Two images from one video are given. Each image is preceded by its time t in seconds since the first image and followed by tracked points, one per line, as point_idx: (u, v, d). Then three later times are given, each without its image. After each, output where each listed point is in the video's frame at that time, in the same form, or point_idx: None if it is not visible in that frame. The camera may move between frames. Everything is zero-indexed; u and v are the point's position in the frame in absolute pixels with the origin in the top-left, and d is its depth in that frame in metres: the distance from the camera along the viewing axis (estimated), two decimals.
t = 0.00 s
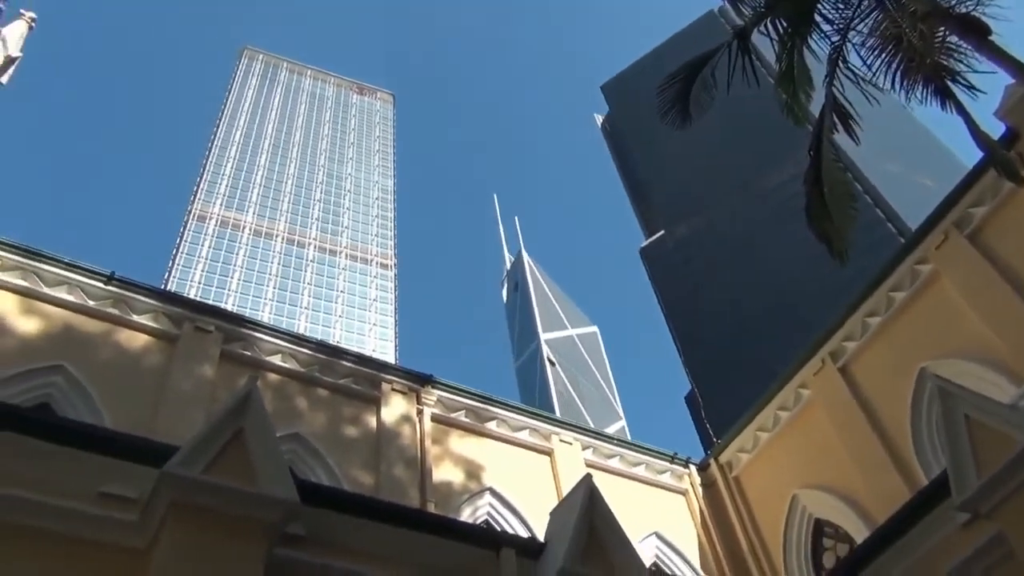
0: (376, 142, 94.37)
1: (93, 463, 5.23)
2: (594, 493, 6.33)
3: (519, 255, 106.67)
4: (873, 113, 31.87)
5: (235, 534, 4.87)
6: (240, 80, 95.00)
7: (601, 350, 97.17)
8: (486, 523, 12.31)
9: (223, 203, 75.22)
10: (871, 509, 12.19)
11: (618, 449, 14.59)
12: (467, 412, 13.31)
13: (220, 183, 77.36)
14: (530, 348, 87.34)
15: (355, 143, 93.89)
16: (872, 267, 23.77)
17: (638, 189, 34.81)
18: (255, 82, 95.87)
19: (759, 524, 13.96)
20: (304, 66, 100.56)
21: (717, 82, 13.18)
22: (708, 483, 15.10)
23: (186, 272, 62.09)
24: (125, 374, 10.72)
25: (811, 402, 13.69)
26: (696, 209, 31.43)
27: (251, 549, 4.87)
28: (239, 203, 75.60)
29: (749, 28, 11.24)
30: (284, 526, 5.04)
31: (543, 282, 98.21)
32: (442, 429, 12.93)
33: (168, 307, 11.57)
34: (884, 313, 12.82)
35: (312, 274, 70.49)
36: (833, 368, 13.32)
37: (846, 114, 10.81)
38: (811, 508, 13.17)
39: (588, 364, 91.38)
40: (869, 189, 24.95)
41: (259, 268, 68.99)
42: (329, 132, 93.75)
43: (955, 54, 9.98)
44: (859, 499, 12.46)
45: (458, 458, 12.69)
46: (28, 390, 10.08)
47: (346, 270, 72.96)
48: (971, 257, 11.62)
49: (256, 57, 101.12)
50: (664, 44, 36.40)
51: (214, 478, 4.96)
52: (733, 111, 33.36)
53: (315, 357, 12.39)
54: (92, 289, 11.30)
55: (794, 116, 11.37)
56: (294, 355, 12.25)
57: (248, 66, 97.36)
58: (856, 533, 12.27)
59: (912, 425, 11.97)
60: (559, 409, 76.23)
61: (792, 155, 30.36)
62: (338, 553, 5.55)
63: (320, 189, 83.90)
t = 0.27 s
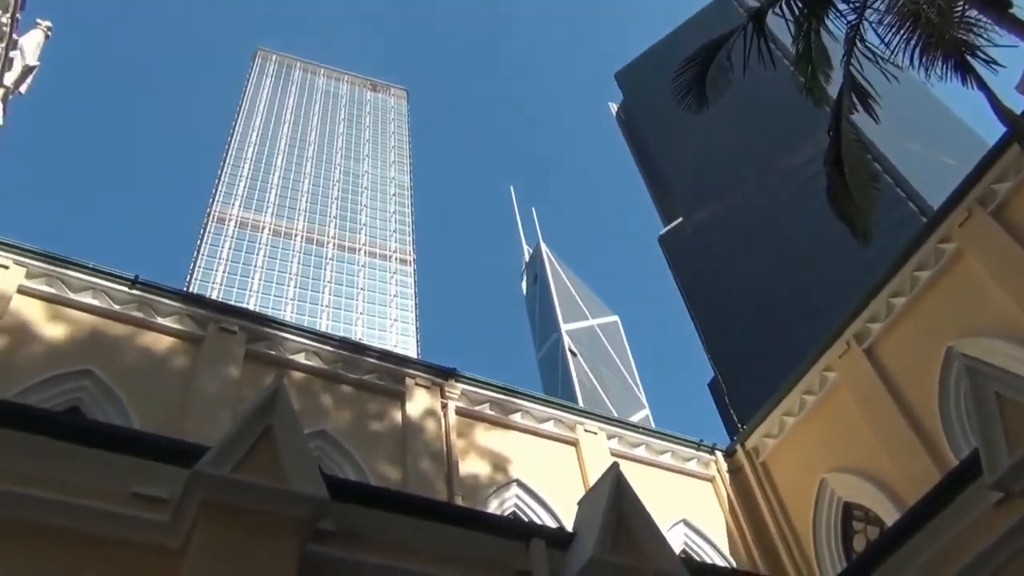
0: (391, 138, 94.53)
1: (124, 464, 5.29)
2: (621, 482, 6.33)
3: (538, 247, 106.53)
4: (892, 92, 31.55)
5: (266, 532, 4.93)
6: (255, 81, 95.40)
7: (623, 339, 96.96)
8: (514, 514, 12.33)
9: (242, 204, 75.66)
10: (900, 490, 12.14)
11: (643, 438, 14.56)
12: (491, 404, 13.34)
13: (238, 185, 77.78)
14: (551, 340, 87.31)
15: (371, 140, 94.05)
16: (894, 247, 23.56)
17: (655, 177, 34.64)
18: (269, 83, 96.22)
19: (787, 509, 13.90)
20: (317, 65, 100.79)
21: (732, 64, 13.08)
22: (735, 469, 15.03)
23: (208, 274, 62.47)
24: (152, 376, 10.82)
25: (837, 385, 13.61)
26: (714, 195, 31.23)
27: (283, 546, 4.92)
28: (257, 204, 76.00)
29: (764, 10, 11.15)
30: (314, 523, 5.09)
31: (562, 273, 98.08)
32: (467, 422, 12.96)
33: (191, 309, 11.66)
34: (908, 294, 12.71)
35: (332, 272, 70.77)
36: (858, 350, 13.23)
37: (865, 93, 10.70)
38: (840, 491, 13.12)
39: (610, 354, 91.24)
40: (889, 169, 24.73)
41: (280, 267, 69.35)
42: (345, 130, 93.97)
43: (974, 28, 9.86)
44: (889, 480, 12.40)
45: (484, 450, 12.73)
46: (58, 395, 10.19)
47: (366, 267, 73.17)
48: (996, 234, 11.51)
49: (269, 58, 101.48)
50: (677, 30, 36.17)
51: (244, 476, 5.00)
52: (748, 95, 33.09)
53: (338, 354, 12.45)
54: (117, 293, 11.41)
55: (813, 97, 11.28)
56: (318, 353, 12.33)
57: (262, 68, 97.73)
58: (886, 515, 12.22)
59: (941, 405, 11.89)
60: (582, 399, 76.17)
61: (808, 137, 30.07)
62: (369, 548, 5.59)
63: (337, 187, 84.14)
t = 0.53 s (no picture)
0: (406, 134, 94.61)
1: (154, 463, 5.35)
2: (648, 470, 6.32)
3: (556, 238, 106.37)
4: (910, 70, 31.23)
5: (296, 529, 5.01)
6: (269, 81, 95.79)
7: (643, 328, 96.75)
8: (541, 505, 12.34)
9: (260, 204, 76.05)
10: (928, 471, 12.06)
11: (668, 426, 14.53)
12: (514, 396, 13.37)
13: (255, 185, 78.18)
14: (572, 330, 87.22)
15: (386, 136, 94.21)
16: (915, 227, 23.35)
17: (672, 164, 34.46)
18: (283, 83, 96.54)
19: (815, 494, 13.82)
20: (330, 63, 101.06)
21: (747, 47, 12.98)
22: (761, 454, 14.97)
23: (229, 274, 62.87)
24: (179, 377, 10.92)
25: (862, 367, 13.52)
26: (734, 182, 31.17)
27: (314, 542, 5.00)
28: (275, 204, 76.39)
29: None
30: (342, 518, 5.15)
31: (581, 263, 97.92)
32: (491, 415, 12.99)
33: (214, 309, 11.74)
34: (932, 274, 12.59)
35: (351, 269, 71.01)
36: (883, 331, 13.14)
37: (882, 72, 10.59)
38: (868, 475, 13.05)
39: (631, 343, 91.06)
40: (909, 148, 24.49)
41: (299, 266, 69.66)
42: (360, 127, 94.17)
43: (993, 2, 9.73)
44: (917, 462, 12.31)
45: (509, 442, 12.74)
46: (86, 398, 10.31)
47: (385, 263, 73.37)
48: (1020, 210, 11.38)
49: (282, 58, 101.78)
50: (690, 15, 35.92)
51: (273, 473, 5.07)
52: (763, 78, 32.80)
53: (360, 350, 12.50)
54: (141, 296, 11.51)
55: (830, 78, 11.16)
56: (341, 350, 12.39)
57: (276, 68, 98.11)
58: (915, 497, 12.15)
59: (967, 384, 11.80)
60: (605, 389, 76.10)
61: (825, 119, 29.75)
62: (399, 543, 5.63)
63: (354, 184, 84.37)
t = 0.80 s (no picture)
0: (419, 129, 94.71)
1: (179, 462, 5.40)
2: (671, 459, 6.32)
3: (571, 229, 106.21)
4: (926, 51, 30.93)
5: (321, 524, 5.06)
6: (281, 81, 96.09)
7: (661, 318, 96.51)
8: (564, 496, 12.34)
9: (276, 204, 76.42)
10: (954, 455, 11.97)
11: (689, 415, 14.50)
12: (534, 388, 13.39)
13: (271, 184, 78.50)
14: (590, 322, 87.13)
15: (399, 132, 94.32)
16: (934, 210, 23.17)
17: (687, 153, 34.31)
18: (296, 82, 96.82)
19: (839, 481, 13.75)
20: (342, 60, 101.24)
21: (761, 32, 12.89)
22: (783, 441, 14.90)
23: (247, 274, 63.18)
24: (200, 376, 11.00)
25: (883, 352, 13.44)
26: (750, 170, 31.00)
27: (339, 537, 5.06)
28: (291, 203, 76.71)
29: None
30: (367, 513, 5.20)
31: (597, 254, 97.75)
32: (512, 408, 13.02)
33: (234, 309, 11.81)
34: (953, 256, 12.48)
35: (368, 266, 71.24)
36: (904, 315, 13.05)
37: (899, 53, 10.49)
38: (893, 460, 12.98)
39: (649, 332, 90.88)
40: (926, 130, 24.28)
41: (317, 264, 69.98)
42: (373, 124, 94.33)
43: None
44: (941, 445, 12.23)
45: (530, 435, 12.76)
46: (110, 399, 10.40)
47: (401, 259, 73.54)
48: None
49: (294, 57, 102.11)
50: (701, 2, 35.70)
51: (297, 470, 5.12)
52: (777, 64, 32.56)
53: (380, 346, 12.55)
54: (161, 297, 11.60)
55: (846, 61, 11.07)
56: (360, 346, 12.43)
57: (288, 66, 98.42)
58: (941, 481, 12.07)
59: (991, 366, 11.70)
60: (624, 379, 76.01)
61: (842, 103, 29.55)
62: (424, 535, 5.66)
63: (368, 181, 84.56)
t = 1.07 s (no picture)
0: (436, 125, 94.77)
1: (210, 463, 5.47)
2: (700, 448, 6.31)
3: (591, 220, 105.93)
4: (947, 28, 30.53)
5: (353, 520, 5.12)
6: (298, 81, 96.45)
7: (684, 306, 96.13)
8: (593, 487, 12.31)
9: (297, 203, 76.84)
10: (986, 436, 11.86)
11: (715, 402, 14.44)
12: (559, 380, 13.40)
13: (290, 184, 78.89)
14: (611, 312, 87.05)
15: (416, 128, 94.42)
16: (958, 189, 22.91)
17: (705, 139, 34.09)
18: (312, 81, 97.14)
19: (870, 465, 13.65)
20: (357, 58, 101.46)
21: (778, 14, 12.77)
22: (811, 427, 14.81)
23: (270, 274, 63.57)
24: (228, 377, 11.08)
25: (911, 333, 13.32)
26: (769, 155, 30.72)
27: (371, 533, 5.11)
28: (311, 202, 77.06)
29: None
30: (397, 508, 5.25)
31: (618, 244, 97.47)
32: (538, 400, 13.04)
33: (259, 309, 11.89)
34: (979, 235, 12.33)
35: (389, 262, 71.45)
36: (931, 296, 12.93)
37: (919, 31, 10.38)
38: (924, 442, 12.89)
39: (672, 320, 90.56)
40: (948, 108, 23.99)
41: (338, 263, 70.35)
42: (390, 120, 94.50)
43: None
44: (973, 427, 12.12)
45: (557, 426, 12.77)
46: (140, 402, 10.51)
47: (422, 255, 73.70)
48: None
49: (310, 56, 102.46)
50: None
51: (328, 468, 5.17)
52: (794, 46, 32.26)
53: (405, 342, 12.59)
54: (187, 299, 11.70)
55: (866, 41, 10.97)
56: (385, 343, 12.48)
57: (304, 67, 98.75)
58: (974, 462, 11.97)
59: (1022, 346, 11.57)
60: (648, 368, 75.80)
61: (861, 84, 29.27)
62: (455, 529, 5.70)
63: (387, 178, 84.77)
